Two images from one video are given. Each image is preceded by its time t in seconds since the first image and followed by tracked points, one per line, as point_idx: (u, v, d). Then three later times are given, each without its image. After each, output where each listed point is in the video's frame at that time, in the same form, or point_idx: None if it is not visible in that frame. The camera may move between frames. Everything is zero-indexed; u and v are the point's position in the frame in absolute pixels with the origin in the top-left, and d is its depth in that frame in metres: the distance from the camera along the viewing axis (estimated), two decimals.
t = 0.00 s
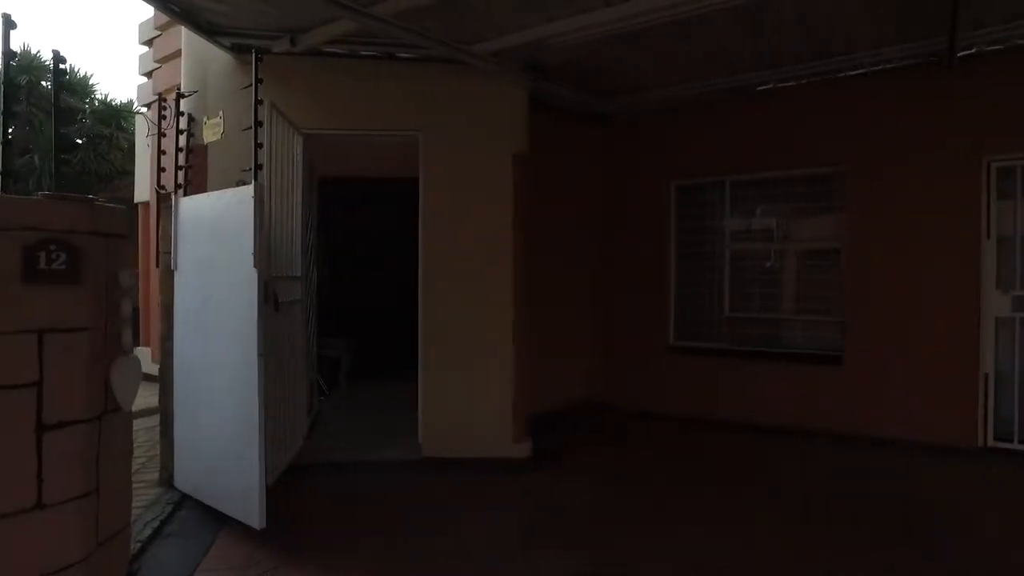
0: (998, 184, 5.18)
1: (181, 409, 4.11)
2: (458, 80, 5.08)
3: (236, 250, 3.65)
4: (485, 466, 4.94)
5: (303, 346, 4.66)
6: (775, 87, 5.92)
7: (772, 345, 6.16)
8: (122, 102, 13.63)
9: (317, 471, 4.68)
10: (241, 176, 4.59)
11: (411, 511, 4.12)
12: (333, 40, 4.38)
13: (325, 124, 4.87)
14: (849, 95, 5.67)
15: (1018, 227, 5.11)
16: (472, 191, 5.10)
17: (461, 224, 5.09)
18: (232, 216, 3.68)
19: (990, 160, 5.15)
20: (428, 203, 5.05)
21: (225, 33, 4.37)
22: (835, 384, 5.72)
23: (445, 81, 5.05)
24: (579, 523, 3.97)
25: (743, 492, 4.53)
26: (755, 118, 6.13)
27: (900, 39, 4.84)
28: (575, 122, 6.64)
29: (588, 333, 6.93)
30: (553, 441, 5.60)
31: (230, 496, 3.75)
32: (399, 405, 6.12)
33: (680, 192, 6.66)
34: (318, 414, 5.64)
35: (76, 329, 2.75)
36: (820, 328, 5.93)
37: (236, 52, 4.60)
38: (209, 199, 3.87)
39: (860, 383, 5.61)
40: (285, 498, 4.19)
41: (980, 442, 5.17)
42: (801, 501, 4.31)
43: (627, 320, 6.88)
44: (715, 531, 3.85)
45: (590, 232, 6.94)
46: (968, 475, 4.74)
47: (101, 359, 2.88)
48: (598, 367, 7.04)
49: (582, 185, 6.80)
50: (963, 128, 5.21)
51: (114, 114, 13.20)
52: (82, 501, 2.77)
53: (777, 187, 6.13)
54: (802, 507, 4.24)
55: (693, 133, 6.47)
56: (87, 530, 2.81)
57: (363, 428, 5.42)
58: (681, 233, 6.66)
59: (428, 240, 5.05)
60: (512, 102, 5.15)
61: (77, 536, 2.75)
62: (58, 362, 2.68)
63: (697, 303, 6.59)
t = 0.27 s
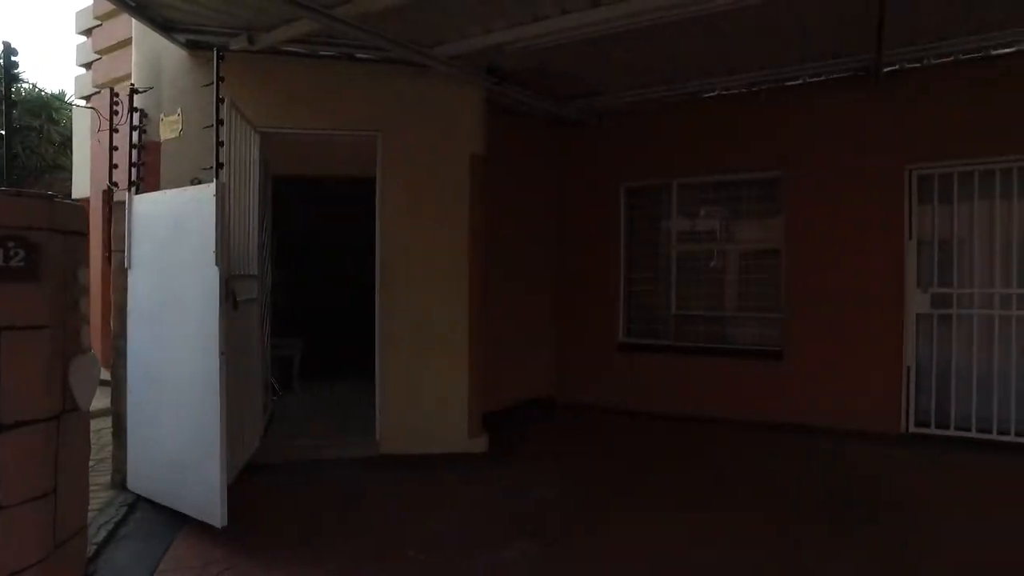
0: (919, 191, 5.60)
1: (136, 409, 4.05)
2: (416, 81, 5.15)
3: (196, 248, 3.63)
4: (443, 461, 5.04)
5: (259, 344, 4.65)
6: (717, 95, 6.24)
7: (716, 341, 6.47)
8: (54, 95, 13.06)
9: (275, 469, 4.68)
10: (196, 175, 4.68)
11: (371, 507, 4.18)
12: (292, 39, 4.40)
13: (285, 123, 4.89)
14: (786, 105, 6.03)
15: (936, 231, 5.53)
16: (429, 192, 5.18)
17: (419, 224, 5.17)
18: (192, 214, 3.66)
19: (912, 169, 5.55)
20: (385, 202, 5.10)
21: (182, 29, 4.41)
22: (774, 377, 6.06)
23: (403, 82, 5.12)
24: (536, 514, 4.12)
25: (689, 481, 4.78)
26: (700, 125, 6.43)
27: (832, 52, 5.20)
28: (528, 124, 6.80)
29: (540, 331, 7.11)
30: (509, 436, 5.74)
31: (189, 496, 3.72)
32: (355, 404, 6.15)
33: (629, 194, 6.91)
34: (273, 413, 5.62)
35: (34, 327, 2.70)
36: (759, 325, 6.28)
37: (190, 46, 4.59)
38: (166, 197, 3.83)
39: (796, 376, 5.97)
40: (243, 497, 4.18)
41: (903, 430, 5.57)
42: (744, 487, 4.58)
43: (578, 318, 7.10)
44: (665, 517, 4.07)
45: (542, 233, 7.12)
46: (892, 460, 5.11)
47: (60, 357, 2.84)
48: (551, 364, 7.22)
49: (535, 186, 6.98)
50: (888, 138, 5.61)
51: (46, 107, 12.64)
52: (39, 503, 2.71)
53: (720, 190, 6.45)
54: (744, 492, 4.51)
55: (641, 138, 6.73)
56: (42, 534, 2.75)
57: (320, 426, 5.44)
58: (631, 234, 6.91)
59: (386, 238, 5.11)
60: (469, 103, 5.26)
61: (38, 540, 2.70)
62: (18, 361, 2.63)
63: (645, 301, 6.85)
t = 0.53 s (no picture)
0: (853, 196, 5.97)
1: (90, 413, 3.98)
2: (377, 83, 5.19)
3: (159, 248, 3.61)
4: (404, 459, 5.11)
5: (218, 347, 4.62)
6: (667, 101, 6.50)
7: (666, 339, 6.74)
8: None
9: (236, 471, 4.67)
10: (150, 171, 4.66)
11: (337, 505, 4.23)
12: (252, 40, 4.39)
13: (242, 123, 4.85)
14: (731, 113, 6.34)
15: (868, 234, 5.92)
16: (389, 193, 5.22)
17: (379, 225, 5.20)
18: (154, 214, 3.63)
19: (847, 175, 5.91)
20: (344, 202, 5.11)
21: (138, 27, 4.35)
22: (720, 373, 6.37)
23: (364, 84, 5.15)
24: (500, 507, 4.26)
25: (643, 473, 4.98)
26: (650, 130, 6.69)
27: (774, 65, 5.50)
28: (484, 127, 6.92)
29: (495, 331, 7.26)
30: (468, 434, 5.86)
31: (150, 499, 3.70)
32: (313, 403, 6.15)
33: (582, 197, 7.12)
34: (229, 414, 5.58)
35: None
36: (706, 322, 6.58)
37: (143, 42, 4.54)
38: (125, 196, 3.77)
39: (739, 371, 6.30)
40: (205, 499, 4.17)
41: (839, 421, 5.94)
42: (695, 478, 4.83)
43: (533, 317, 7.26)
44: (622, 508, 4.27)
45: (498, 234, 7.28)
46: (829, 449, 5.46)
47: (21, 358, 2.79)
48: (506, 363, 7.38)
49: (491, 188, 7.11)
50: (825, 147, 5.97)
51: None
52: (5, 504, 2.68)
53: (669, 194, 6.72)
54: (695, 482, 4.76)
55: (594, 141, 6.95)
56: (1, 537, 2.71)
57: (279, 425, 5.43)
58: (584, 236, 7.13)
59: (344, 239, 5.12)
60: (429, 106, 5.33)
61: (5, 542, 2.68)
62: None
63: (598, 300, 7.08)
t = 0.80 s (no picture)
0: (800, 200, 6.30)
1: (52, 415, 3.90)
2: (341, 85, 5.22)
3: (126, 249, 3.58)
4: (371, 458, 5.17)
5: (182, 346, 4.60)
6: (626, 107, 6.73)
7: (625, 337, 6.97)
8: None
9: (201, 473, 4.65)
10: (111, 171, 4.66)
11: (307, 504, 4.26)
12: (218, 40, 4.38)
13: (204, 123, 4.85)
14: (686, 120, 6.61)
15: (814, 236, 6.26)
16: (355, 194, 5.26)
17: (345, 225, 5.23)
18: (121, 213, 3.60)
19: (793, 181, 6.23)
20: (309, 202, 5.13)
21: (98, 22, 4.29)
22: (676, 370, 6.63)
23: (328, 85, 5.18)
24: (469, 504, 4.36)
25: (605, 467, 5.16)
26: (609, 135, 6.90)
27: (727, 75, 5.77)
28: (447, 129, 7.02)
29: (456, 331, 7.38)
30: (432, 433, 5.94)
31: (118, 501, 3.65)
32: (276, 404, 6.14)
33: (543, 199, 7.30)
34: (191, 415, 5.53)
35: None
36: (663, 321, 6.83)
37: (104, 37, 4.49)
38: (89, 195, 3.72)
39: (691, 367, 6.58)
40: (171, 502, 4.14)
41: (787, 414, 6.26)
42: (654, 470, 5.05)
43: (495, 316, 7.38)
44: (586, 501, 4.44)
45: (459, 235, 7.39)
46: (778, 441, 5.75)
47: None
48: (467, 363, 7.51)
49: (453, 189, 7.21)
50: (773, 153, 6.28)
51: None
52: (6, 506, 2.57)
53: (627, 197, 6.95)
54: (655, 474, 4.97)
55: (555, 145, 7.12)
56: None
57: (243, 425, 5.42)
58: (543, 238, 7.32)
59: (310, 239, 5.14)
60: (394, 109, 5.39)
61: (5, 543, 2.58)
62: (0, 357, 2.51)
63: (559, 300, 7.27)
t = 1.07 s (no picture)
0: (753, 203, 6.60)
1: (8, 415, 3.76)
2: (308, 84, 5.23)
3: (94, 249, 3.52)
4: (338, 457, 5.20)
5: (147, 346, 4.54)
6: (587, 111, 6.91)
7: (587, 335, 7.16)
8: None
9: (165, 476, 4.61)
10: (71, 167, 4.59)
11: (276, 502, 4.28)
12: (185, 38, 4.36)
13: (168, 120, 4.81)
14: (645, 125, 6.83)
15: (766, 238, 6.56)
16: (323, 194, 5.27)
17: (312, 225, 5.24)
18: (81, 215, 3.55)
19: (747, 185, 6.53)
20: (276, 202, 5.13)
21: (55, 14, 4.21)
22: (635, 367, 6.85)
23: (295, 84, 5.18)
24: (439, 499, 4.45)
25: (570, 460, 5.32)
26: (571, 139, 7.07)
27: (685, 82, 6.00)
28: (411, 129, 7.07)
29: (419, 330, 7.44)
30: (398, 431, 5.99)
31: (83, 502, 3.55)
32: (238, 404, 6.09)
33: (505, 200, 7.43)
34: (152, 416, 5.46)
35: None
36: (623, 320, 7.04)
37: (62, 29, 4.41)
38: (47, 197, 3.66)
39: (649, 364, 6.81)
40: (137, 504, 4.10)
41: (741, 408, 6.56)
42: (617, 463, 5.23)
43: (459, 316, 7.47)
44: (553, 493, 4.58)
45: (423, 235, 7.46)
46: (733, 433, 6.03)
47: None
48: (430, 362, 7.57)
49: (416, 189, 7.27)
50: (728, 158, 6.56)
51: None
52: None
53: (589, 198, 7.14)
54: (618, 466, 5.16)
55: (518, 147, 7.26)
56: None
57: (205, 426, 5.37)
58: (506, 239, 7.45)
59: (276, 238, 5.13)
60: (362, 109, 5.43)
61: None
62: None
63: (521, 299, 7.41)
